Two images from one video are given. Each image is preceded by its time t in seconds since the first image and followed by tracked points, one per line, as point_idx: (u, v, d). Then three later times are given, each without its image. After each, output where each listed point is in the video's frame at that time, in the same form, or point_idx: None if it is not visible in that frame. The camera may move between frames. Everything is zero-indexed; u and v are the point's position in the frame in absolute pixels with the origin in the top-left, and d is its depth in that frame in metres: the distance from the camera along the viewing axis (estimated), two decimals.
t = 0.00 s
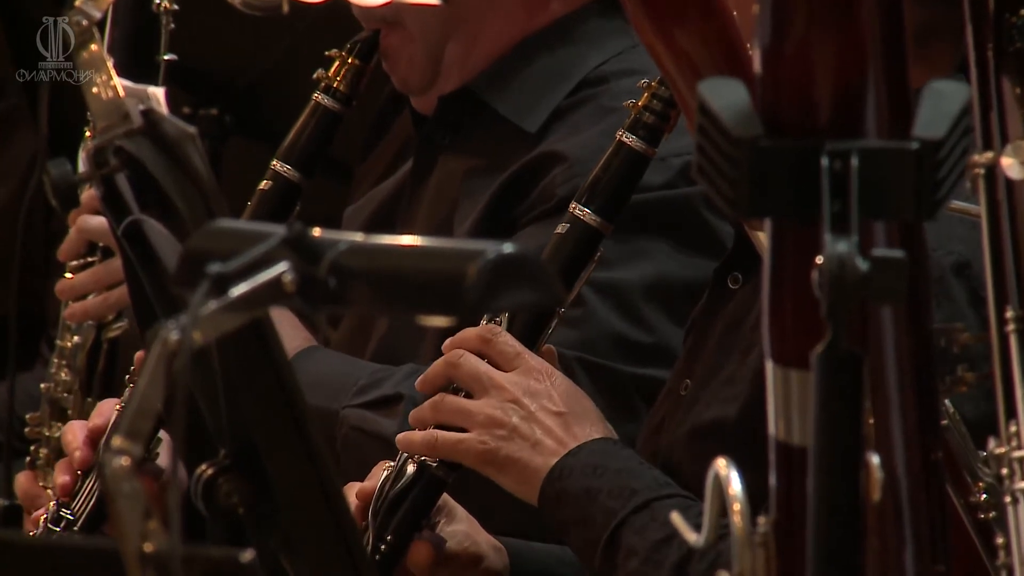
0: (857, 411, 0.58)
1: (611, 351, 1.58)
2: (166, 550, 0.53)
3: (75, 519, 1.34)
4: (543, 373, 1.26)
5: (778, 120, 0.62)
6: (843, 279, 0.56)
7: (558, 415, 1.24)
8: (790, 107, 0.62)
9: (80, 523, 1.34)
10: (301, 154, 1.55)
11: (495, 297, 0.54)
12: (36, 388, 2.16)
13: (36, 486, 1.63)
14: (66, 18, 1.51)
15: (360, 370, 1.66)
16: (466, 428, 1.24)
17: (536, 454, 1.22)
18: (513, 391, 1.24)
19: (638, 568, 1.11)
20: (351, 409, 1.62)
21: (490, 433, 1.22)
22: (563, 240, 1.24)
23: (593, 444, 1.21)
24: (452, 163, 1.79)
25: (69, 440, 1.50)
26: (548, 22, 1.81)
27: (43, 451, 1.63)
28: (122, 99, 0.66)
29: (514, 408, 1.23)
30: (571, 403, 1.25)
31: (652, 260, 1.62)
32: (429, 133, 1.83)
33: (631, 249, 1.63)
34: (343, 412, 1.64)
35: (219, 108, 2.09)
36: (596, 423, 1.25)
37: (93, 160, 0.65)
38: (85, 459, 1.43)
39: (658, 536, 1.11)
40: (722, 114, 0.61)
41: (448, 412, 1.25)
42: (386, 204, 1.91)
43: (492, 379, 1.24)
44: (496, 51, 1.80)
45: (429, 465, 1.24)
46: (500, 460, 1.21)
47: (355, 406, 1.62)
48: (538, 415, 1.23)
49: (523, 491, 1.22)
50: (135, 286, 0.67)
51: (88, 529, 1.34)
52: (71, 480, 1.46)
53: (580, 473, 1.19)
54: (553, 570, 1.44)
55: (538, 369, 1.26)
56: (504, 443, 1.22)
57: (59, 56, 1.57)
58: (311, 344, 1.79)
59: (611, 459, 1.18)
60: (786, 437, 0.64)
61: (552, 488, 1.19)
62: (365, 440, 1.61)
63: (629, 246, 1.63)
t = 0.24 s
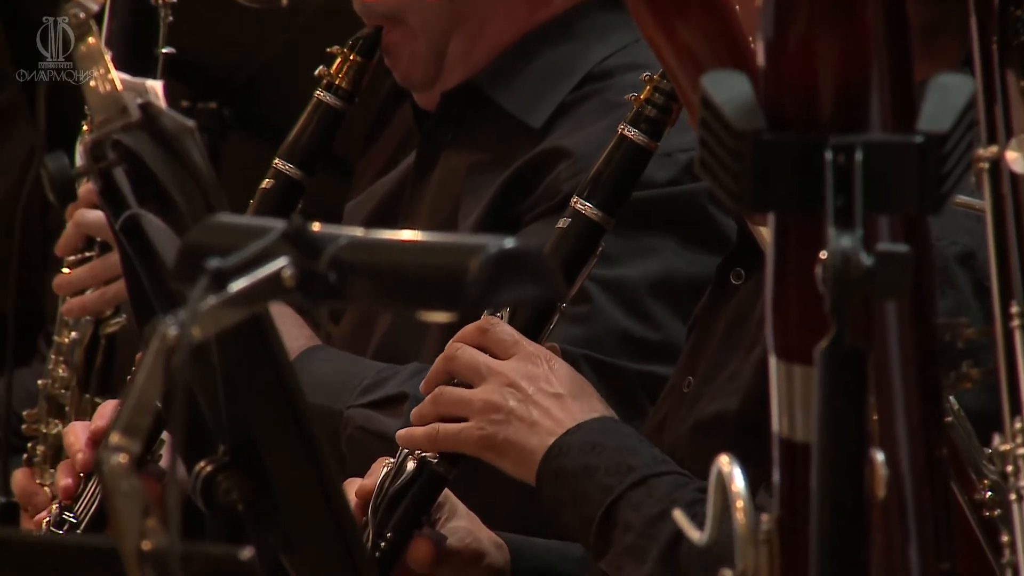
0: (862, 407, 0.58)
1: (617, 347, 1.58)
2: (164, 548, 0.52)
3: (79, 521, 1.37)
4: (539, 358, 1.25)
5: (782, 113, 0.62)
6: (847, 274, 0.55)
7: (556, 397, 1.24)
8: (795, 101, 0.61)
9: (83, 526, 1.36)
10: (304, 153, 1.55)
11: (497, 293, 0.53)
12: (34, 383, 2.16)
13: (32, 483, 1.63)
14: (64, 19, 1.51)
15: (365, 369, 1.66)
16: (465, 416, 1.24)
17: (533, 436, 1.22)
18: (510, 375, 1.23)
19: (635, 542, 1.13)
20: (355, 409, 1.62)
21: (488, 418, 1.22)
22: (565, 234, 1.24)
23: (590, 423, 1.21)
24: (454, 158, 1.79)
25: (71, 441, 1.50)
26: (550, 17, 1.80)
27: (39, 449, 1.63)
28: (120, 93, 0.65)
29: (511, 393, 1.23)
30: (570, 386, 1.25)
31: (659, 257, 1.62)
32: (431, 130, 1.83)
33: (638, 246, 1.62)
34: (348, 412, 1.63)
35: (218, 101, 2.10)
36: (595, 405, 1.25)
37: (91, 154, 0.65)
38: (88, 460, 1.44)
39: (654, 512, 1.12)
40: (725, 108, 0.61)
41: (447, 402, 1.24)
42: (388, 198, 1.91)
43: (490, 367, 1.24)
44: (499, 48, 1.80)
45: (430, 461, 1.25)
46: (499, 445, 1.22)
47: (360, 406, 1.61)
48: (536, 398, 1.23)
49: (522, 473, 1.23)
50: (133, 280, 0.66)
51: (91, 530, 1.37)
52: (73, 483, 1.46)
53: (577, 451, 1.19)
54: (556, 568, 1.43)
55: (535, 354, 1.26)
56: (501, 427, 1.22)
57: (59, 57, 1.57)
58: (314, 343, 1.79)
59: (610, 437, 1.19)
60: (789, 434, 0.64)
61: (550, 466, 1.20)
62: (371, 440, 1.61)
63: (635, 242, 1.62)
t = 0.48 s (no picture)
0: (868, 400, 0.57)
1: (618, 337, 1.58)
2: (163, 542, 0.51)
3: (67, 504, 1.35)
4: (530, 322, 1.26)
5: (785, 103, 0.61)
6: (852, 265, 0.54)
7: (546, 357, 1.25)
8: (800, 90, 0.60)
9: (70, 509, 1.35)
10: (304, 138, 1.54)
11: (499, 284, 0.52)
12: (31, 376, 2.15)
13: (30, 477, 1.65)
14: (63, 20, 1.50)
15: (359, 355, 1.65)
16: (457, 384, 1.25)
17: (519, 394, 1.23)
18: (500, 337, 1.25)
19: (615, 492, 1.16)
20: (349, 392, 1.61)
21: (478, 380, 1.24)
22: (570, 221, 1.24)
23: (581, 378, 1.24)
24: (458, 150, 1.78)
25: (60, 421, 1.51)
26: (553, 6, 1.80)
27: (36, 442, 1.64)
28: (118, 83, 0.64)
29: (501, 355, 1.24)
30: (562, 348, 1.26)
31: (661, 248, 1.61)
32: (435, 120, 1.81)
33: (641, 237, 1.61)
34: (339, 395, 1.63)
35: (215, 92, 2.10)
36: (585, 364, 1.26)
37: (89, 145, 0.64)
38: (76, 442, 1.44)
39: (638, 465, 1.16)
40: (729, 100, 0.60)
41: (442, 375, 1.25)
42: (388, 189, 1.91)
43: (484, 335, 1.27)
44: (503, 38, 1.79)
45: (431, 447, 1.24)
46: (487, 406, 1.23)
47: (354, 389, 1.61)
48: (525, 358, 1.25)
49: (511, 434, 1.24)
50: (131, 273, 0.66)
51: (79, 514, 1.36)
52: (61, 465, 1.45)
53: (563, 405, 1.22)
54: (553, 556, 1.43)
55: (526, 319, 1.27)
56: (489, 388, 1.23)
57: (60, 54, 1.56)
58: (308, 327, 1.77)
59: (597, 392, 1.22)
60: (794, 428, 0.63)
61: (535, 419, 1.23)
62: (363, 422, 1.61)
63: (638, 233, 1.61)
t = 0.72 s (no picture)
0: (873, 392, 0.57)
1: (616, 327, 1.59)
2: (160, 537, 0.51)
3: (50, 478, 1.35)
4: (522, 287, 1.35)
5: (789, 94, 0.60)
6: (856, 257, 0.54)
7: (535, 323, 1.34)
8: (804, 81, 0.60)
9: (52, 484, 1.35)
10: (296, 110, 1.54)
11: (504, 275, 0.52)
12: (29, 369, 2.14)
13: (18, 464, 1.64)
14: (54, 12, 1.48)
15: (353, 336, 1.66)
16: (440, 337, 1.32)
17: (505, 355, 1.31)
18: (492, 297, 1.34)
19: (594, 462, 1.21)
20: (341, 371, 1.61)
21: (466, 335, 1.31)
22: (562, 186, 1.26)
23: (566, 348, 1.31)
24: (455, 142, 1.77)
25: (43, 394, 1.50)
26: None
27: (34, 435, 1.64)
28: (116, 74, 0.65)
29: (490, 314, 1.33)
30: (549, 315, 1.36)
31: (660, 239, 1.61)
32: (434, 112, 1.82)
33: (639, 228, 1.61)
34: (332, 375, 1.63)
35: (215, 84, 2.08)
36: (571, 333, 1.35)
37: (86, 136, 0.64)
38: (60, 415, 1.44)
39: (620, 433, 1.21)
40: (733, 89, 0.59)
41: (427, 326, 1.32)
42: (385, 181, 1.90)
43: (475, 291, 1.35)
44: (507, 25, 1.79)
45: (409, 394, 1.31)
46: (470, 361, 1.30)
47: (346, 369, 1.61)
48: (515, 320, 1.33)
49: (490, 393, 1.32)
50: (129, 264, 0.65)
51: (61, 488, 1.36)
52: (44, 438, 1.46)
53: (550, 372, 1.28)
54: (518, 513, 1.59)
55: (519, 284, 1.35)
56: (475, 344, 1.31)
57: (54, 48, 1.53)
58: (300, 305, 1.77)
59: (583, 364, 1.29)
60: (798, 421, 0.62)
61: (520, 384, 1.29)
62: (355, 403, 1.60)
63: (635, 223, 1.61)
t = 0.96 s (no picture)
0: (880, 388, 0.56)
1: (633, 331, 1.56)
2: (162, 532, 0.50)
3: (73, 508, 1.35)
4: (542, 309, 1.28)
5: (796, 84, 0.60)
6: (864, 250, 0.53)
7: (557, 352, 1.27)
8: (810, 72, 0.59)
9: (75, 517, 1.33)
10: (296, 127, 1.53)
11: (507, 268, 0.51)
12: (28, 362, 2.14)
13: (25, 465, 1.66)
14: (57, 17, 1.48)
15: (375, 355, 1.65)
16: (460, 357, 1.23)
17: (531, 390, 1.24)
18: (512, 320, 1.26)
19: (631, 517, 1.16)
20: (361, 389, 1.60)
21: (487, 363, 1.23)
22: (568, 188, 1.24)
23: (591, 388, 1.24)
24: (458, 146, 1.76)
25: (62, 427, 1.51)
26: None
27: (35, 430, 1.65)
28: (117, 64, 0.64)
29: (511, 339, 1.25)
30: (569, 343, 1.28)
31: (672, 238, 1.60)
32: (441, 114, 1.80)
33: (651, 228, 1.60)
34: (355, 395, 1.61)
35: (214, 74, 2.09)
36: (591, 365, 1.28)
37: (86, 128, 0.63)
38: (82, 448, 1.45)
39: (653, 488, 1.15)
40: (739, 80, 0.59)
41: (443, 342, 1.23)
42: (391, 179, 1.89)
43: (492, 309, 1.27)
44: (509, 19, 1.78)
45: (419, 400, 1.25)
46: (493, 392, 1.23)
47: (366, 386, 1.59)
48: (536, 348, 1.25)
49: (512, 426, 1.25)
50: (130, 258, 0.65)
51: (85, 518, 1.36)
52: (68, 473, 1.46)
53: (572, 415, 1.22)
54: (538, 521, 1.57)
55: (539, 304, 1.28)
56: (499, 373, 1.23)
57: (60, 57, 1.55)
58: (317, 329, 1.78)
59: (609, 403, 1.22)
60: (805, 415, 0.62)
61: (544, 427, 1.22)
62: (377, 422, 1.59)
63: (646, 224, 1.60)
